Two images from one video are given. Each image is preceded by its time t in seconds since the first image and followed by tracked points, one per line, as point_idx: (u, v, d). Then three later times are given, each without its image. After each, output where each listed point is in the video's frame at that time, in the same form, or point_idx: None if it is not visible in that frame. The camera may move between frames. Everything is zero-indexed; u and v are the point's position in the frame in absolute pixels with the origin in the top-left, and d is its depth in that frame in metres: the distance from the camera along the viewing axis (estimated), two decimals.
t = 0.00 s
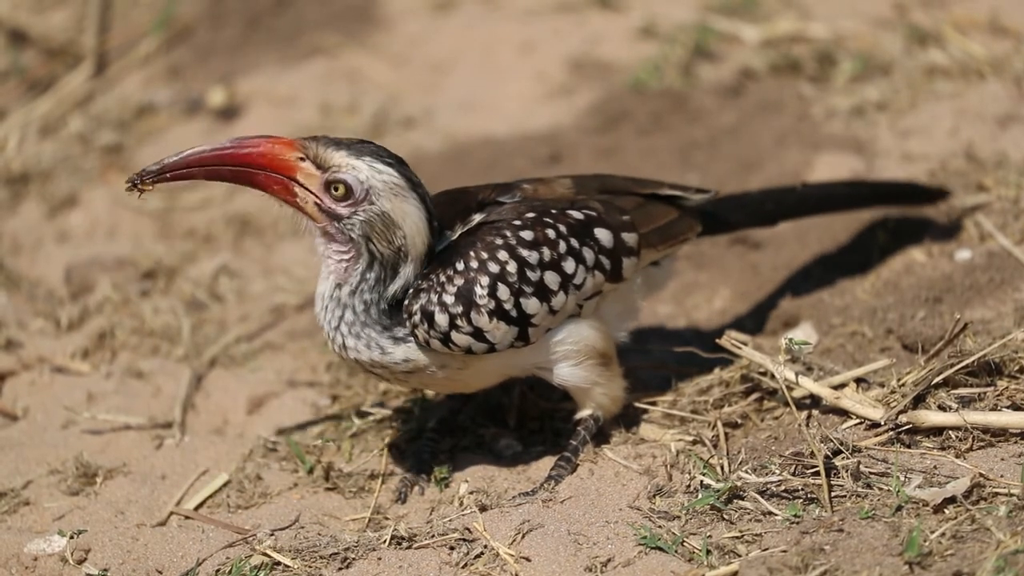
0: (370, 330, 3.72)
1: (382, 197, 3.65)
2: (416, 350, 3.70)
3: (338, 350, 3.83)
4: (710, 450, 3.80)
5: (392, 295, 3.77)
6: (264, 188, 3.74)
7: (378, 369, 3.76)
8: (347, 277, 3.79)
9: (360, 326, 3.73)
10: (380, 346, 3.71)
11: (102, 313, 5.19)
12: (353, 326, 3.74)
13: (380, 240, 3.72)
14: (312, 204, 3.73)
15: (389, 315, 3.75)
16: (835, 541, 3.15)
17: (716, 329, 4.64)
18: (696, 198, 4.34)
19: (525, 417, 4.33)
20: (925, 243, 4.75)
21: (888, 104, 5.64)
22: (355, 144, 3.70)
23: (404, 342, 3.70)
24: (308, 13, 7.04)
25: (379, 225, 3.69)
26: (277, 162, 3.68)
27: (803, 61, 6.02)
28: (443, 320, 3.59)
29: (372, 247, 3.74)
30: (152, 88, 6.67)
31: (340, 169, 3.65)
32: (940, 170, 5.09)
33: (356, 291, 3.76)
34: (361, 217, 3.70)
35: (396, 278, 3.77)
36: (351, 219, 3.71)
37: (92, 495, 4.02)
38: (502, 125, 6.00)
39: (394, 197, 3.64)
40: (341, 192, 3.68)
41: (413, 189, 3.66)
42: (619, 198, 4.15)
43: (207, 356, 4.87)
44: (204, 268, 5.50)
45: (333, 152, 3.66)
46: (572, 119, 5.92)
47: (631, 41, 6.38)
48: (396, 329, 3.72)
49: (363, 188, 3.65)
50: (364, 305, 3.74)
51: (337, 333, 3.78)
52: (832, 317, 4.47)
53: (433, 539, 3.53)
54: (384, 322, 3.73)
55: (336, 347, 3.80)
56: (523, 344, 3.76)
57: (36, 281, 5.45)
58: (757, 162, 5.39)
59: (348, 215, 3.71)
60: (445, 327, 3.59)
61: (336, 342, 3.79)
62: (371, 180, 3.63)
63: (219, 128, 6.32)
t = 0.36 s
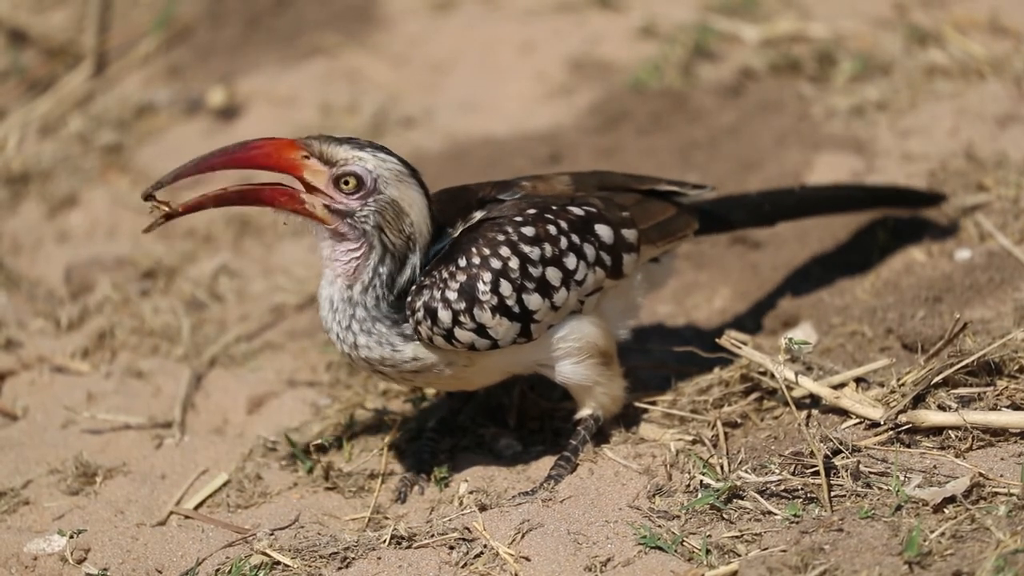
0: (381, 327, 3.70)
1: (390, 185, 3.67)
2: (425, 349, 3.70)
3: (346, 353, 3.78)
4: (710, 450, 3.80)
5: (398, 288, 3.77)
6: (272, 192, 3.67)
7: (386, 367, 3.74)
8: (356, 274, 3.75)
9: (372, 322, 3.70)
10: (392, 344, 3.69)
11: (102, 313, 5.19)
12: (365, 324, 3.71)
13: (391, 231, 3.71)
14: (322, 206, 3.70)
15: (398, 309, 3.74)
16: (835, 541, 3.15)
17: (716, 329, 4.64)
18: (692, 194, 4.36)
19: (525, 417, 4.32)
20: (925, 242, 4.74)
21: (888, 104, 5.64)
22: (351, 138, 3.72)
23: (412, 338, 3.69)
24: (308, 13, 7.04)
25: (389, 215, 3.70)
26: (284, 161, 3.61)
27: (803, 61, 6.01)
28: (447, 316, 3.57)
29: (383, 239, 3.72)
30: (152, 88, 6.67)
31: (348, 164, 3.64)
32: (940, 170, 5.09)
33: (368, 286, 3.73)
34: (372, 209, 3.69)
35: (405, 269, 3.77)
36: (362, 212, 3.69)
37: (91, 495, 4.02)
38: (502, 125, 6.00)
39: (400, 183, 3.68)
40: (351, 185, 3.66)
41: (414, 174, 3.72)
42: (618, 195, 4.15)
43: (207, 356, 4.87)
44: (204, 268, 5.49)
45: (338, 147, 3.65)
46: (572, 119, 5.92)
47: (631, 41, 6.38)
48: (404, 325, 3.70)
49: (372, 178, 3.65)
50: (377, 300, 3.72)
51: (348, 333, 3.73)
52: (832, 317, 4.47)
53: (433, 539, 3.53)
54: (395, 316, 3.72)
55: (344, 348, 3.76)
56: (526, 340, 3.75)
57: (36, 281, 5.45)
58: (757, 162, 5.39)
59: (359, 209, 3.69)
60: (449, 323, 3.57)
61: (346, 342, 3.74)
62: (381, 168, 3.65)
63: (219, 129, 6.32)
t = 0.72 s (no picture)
0: (382, 333, 3.68)
1: (411, 191, 3.70)
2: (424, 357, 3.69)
3: (343, 355, 3.76)
4: (710, 450, 3.79)
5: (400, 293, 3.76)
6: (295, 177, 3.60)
7: (384, 373, 3.73)
8: (363, 276, 3.73)
9: (373, 328, 3.68)
10: (391, 350, 3.68)
11: (102, 313, 5.19)
12: (366, 327, 3.69)
13: (406, 236, 3.72)
14: (343, 198, 3.67)
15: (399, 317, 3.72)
16: (835, 541, 3.14)
17: (716, 329, 4.63)
18: (687, 182, 4.33)
19: (525, 417, 4.32)
20: (925, 243, 4.74)
21: (888, 104, 5.64)
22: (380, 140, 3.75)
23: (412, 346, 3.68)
24: (308, 13, 7.03)
25: (406, 220, 3.71)
26: (318, 144, 3.58)
27: (803, 61, 6.01)
28: (444, 326, 3.56)
29: (395, 243, 3.71)
30: (152, 88, 6.66)
31: (376, 161, 3.66)
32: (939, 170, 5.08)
33: (373, 289, 3.71)
34: (390, 210, 3.69)
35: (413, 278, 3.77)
36: (380, 213, 3.68)
37: (91, 495, 4.02)
38: (502, 125, 6.00)
39: (420, 192, 3.72)
40: (375, 181, 3.66)
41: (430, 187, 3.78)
42: (610, 189, 4.16)
43: (207, 356, 4.86)
44: (204, 268, 5.49)
45: (370, 143, 3.67)
46: (572, 119, 5.91)
47: (631, 41, 6.38)
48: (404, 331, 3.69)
49: (396, 179, 3.67)
50: (380, 304, 3.70)
51: (348, 335, 3.71)
52: (832, 317, 4.47)
53: (433, 539, 3.53)
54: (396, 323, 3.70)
55: (343, 352, 3.75)
56: (524, 344, 3.75)
57: (36, 281, 5.45)
58: (757, 162, 5.39)
59: (378, 207, 3.68)
60: (446, 332, 3.56)
61: (345, 344, 3.72)
62: (407, 173, 3.69)
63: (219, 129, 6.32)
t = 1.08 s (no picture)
0: (387, 333, 3.69)
1: (412, 194, 3.71)
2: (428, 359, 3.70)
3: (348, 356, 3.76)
4: (710, 450, 3.79)
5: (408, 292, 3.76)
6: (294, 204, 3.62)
7: (383, 373, 3.73)
8: (369, 280, 3.72)
9: (380, 327, 3.69)
10: (394, 351, 3.69)
11: (101, 313, 5.19)
12: (374, 327, 3.69)
13: (412, 239, 3.73)
14: (343, 225, 3.70)
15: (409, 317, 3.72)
16: (835, 541, 3.14)
17: (716, 328, 4.63)
18: (686, 180, 4.33)
19: (525, 417, 4.32)
20: (925, 243, 4.74)
21: (888, 103, 5.63)
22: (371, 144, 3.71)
23: (416, 350, 3.69)
24: (308, 13, 7.03)
25: (410, 223, 3.73)
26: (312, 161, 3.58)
27: (803, 61, 6.01)
28: (447, 325, 3.57)
29: (402, 247, 3.73)
30: (152, 88, 6.66)
31: (374, 168, 3.65)
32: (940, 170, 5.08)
33: (381, 291, 3.71)
34: (393, 215, 3.70)
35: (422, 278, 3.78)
36: (382, 221, 3.70)
37: (91, 495, 4.01)
38: (502, 125, 5.99)
39: (420, 193, 3.72)
40: (374, 190, 3.67)
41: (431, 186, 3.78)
42: (611, 188, 4.16)
43: (207, 356, 4.86)
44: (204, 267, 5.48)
45: (364, 152, 3.64)
46: (571, 119, 5.91)
47: (631, 41, 6.37)
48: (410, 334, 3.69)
49: (396, 185, 3.67)
50: (389, 305, 3.71)
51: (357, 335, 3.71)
52: (831, 317, 4.47)
53: (433, 539, 3.53)
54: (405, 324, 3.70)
55: (345, 349, 3.75)
56: (527, 343, 3.76)
57: (36, 281, 5.45)
58: (757, 162, 5.39)
59: (381, 214, 3.70)
60: (449, 332, 3.57)
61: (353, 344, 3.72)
62: (404, 176, 3.68)
63: (219, 129, 6.32)
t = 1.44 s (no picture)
0: (396, 303, 3.68)
1: (333, 176, 3.66)
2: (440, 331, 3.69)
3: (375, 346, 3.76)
4: (710, 450, 3.79)
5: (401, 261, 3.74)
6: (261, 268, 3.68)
7: (399, 348, 3.72)
8: (354, 262, 3.72)
9: (386, 299, 3.68)
10: (408, 320, 3.68)
11: (101, 313, 5.18)
12: (380, 302, 3.69)
13: (364, 208, 3.70)
14: (299, 235, 3.68)
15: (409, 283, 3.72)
16: (834, 541, 3.14)
17: (716, 328, 4.64)
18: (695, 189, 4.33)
19: (524, 417, 4.32)
20: (924, 243, 4.75)
21: (887, 103, 5.64)
22: (269, 166, 3.65)
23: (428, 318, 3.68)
24: (307, 13, 7.03)
25: (348, 197, 3.69)
26: (252, 236, 3.61)
27: (803, 60, 6.01)
28: (463, 308, 3.57)
29: (361, 221, 3.71)
30: (152, 88, 6.66)
31: (291, 192, 3.61)
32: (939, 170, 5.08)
33: (369, 266, 3.70)
34: (336, 204, 3.68)
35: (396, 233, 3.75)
36: (332, 214, 3.68)
37: (91, 495, 4.01)
38: (502, 125, 6.00)
39: (339, 165, 3.67)
40: (309, 204, 3.65)
41: (342, 150, 3.70)
42: (623, 189, 4.16)
43: (207, 356, 4.86)
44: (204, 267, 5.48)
45: (272, 186, 3.60)
46: (571, 119, 5.92)
47: (631, 41, 6.37)
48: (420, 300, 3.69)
49: (317, 184, 3.63)
50: (384, 275, 3.70)
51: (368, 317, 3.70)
52: (831, 317, 4.47)
53: (433, 539, 3.53)
54: (407, 289, 3.70)
55: (361, 334, 3.73)
56: (539, 332, 3.77)
57: (35, 281, 5.45)
58: (756, 162, 5.39)
59: (328, 213, 3.68)
60: (465, 315, 3.57)
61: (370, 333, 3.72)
62: (317, 172, 3.63)
63: (219, 129, 6.32)
